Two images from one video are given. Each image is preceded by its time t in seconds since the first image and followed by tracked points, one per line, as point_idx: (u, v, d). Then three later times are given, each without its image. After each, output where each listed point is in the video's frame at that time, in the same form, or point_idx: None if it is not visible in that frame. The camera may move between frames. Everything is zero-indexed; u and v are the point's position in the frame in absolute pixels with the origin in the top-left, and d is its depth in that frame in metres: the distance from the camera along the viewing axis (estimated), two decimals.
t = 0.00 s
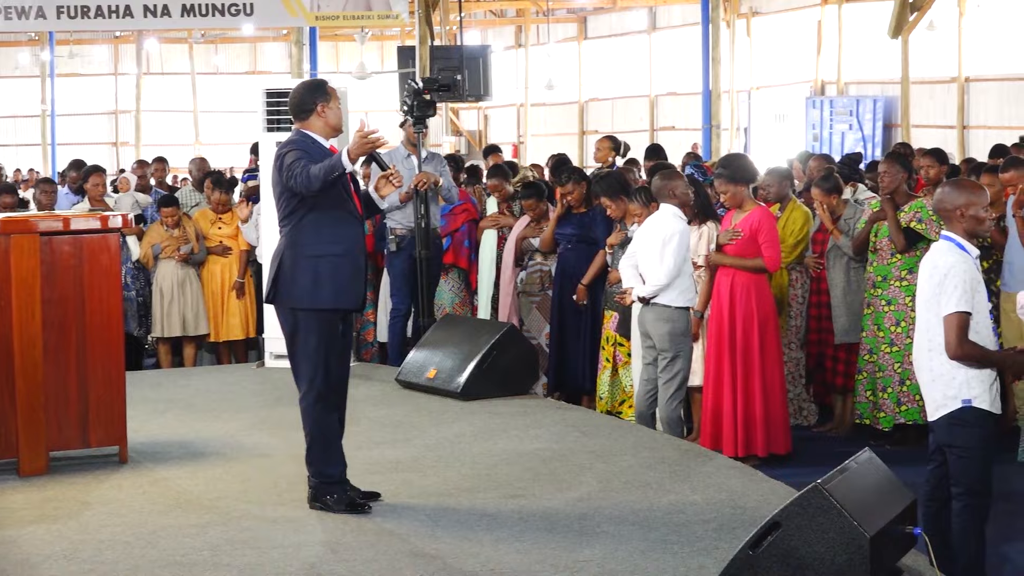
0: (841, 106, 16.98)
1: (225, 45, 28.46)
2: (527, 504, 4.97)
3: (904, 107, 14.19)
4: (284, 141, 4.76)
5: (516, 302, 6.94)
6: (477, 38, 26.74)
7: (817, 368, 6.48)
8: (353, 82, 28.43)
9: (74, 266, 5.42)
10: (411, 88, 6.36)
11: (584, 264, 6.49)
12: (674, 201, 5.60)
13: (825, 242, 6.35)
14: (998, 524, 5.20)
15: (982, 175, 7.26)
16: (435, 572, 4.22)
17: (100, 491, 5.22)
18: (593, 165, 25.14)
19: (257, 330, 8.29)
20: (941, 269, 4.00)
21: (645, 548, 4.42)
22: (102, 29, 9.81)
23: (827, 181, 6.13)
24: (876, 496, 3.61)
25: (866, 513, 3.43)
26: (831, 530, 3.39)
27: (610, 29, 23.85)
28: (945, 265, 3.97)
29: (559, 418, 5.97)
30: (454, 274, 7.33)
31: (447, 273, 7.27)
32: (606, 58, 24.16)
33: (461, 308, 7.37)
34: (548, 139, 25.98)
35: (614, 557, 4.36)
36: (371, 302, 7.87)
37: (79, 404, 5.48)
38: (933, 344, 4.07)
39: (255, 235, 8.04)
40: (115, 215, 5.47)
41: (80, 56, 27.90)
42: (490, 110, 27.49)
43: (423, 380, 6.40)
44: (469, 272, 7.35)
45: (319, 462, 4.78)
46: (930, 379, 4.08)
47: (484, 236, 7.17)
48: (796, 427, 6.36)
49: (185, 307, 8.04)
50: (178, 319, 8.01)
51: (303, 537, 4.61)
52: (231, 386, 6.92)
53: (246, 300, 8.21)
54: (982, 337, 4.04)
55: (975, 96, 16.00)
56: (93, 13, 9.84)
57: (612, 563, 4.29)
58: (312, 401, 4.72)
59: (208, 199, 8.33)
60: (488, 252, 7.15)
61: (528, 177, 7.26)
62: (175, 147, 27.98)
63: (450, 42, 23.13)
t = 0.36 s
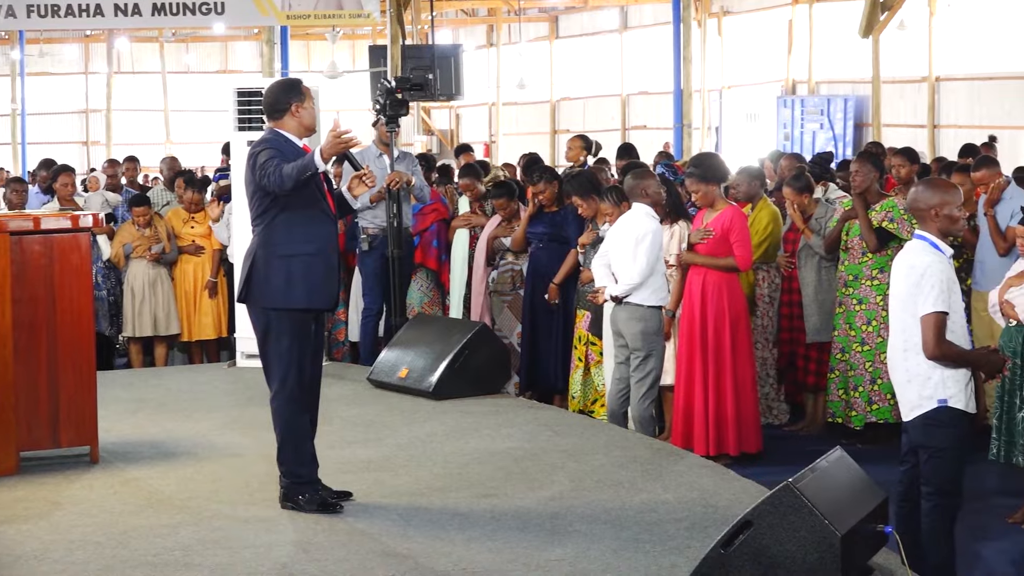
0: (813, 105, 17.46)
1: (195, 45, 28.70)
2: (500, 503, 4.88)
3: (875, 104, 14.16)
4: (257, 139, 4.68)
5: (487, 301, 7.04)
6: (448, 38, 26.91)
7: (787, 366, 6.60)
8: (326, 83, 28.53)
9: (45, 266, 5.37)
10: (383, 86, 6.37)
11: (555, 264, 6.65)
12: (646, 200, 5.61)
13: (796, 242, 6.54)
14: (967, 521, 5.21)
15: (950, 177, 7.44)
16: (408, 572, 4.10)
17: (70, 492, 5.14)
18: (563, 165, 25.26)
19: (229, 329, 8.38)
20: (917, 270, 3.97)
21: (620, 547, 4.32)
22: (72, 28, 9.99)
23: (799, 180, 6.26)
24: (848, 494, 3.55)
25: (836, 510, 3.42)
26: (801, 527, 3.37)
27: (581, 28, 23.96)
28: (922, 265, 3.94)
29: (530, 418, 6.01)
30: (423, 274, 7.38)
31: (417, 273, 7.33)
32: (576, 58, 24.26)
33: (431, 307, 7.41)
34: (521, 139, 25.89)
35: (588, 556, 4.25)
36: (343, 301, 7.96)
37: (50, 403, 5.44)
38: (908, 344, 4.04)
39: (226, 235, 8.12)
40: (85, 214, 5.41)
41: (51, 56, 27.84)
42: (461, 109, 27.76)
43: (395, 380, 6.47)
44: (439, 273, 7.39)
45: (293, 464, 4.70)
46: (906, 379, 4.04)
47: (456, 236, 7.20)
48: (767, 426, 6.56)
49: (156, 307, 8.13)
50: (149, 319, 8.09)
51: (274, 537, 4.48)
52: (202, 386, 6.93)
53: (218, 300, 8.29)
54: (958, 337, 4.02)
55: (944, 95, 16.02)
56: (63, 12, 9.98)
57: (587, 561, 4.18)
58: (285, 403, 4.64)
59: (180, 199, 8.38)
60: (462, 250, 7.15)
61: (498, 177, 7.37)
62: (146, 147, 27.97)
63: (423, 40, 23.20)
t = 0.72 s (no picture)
0: (799, 105, 17.38)
1: (182, 45, 28.68)
2: (487, 503, 4.87)
3: (861, 105, 14.14)
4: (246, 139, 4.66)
5: (474, 301, 7.08)
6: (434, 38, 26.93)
7: (774, 366, 6.64)
8: (313, 83, 28.54)
9: (30, 266, 5.29)
10: (369, 86, 6.39)
11: (542, 263, 6.68)
12: (633, 200, 5.61)
13: (782, 242, 6.57)
14: (953, 521, 5.22)
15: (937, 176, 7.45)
16: (394, 572, 4.09)
17: (56, 492, 5.12)
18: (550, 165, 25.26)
19: (215, 330, 8.39)
20: (907, 270, 3.95)
21: (605, 547, 4.32)
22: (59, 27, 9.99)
23: (786, 180, 6.25)
24: (836, 494, 3.53)
25: (824, 511, 3.39)
26: (787, 526, 3.35)
27: (568, 28, 23.95)
28: (912, 266, 3.91)
29: (517, 418, 6.01)
30: (406, 276, 7.42)
31: (400, 275, 7.38)
32: (563, 58, 24.27)
33: (412, 309, 7.44)
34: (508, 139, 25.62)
35: (573, 555, 4.24)
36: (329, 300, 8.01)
37: (36, 402, 5.36)
38: (897, 345, 4.02)
39: (212, 236, 8.11)
40: (72, 215, 5.34)
41: (36, 56, 27.79)
42: (448, 109, 27.79)
43: (381, 380, 6.48)
44: (422, 276, 7.43)
45: (280, 464, 4.69)
46: (896, 380, 4.02)
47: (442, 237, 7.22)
48: (755, 426, 6.60)
49: (143, 307, 8.13)
50: (135, 320, 8.10)
51: (261, 538, 4.47)
52: (188, 387, 6.92)
53: (205, 300, 8.29)
54: (947, 338, 4.01)
55: (930, 96, 16.03)
56: (49, 12, 9.98)
57: (572, 561, 4.18)
58: (272, 403, 4.63)
59: (167, 200, 8.39)
60: (447, 253, 7.17)
61: (484, 177, 7.40)
62: (133, 147, 27.93)
63: (410, 40, 23.16)
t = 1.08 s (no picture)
0: (797, 105, 17.39)
1: (181, 45, 28.67)
2: (486, 503, 4.87)
3: (861, 105, 14.13)
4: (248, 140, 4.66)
5: (474, 301, 7.08)
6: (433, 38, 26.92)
7: (774, 366, 6.64)
8: (312, 82, 28.53)
9: (30, 266, 5.29)
10: (369, 86, 6.39)
11: (542, 263, 6.68)
12: (633, 200, 5.61)
13: (782, 241, 6.57)
14: (953, 521, 5.21)
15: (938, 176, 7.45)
16: (394, 572, 4.08)
17: (56, 492, 5.12)
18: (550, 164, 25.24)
19: (214, 330, 8.39)
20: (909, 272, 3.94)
21: (604, 546, 4.32)
22: (58, 27, 10.00)
23: (786, 180, 6.25)
24: (835, 494, 3.53)
25: (823, 511, 3.39)
26: (786, 526, 3.35)
27: (567, 28, 23.95)
28: (915, 267, 3.91)
29: (517, 418, 6.01)
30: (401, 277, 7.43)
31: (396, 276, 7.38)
32: (562, 57, 24.26)
33: (408, 310, 7.46)
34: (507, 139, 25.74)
35: (573, 555, 4.24)
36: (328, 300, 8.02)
37: (36, 403, 5.36)
38: (899, 346, 4.01)
39: (211, 235, 8.11)
40: (71, 214, 5.34)
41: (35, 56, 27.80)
42: (448, 109, 27.77)
43: (381, 379, 6.48)
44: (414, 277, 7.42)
45: (280, 463, 4.68)
46: (897, 381, 4.02)
47: (440, 236, 7.24)
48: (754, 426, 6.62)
49: (142, 307, 8.14)
50: (135, 319, 8.11)
51: (260, 537, 4.47)
52: (187, 387, 6.92)
53: (204, 300, 8.29)
54: (948, 339, 4.02)
55: (930, 95, 16.02)
56: (49, 12, 9.99)
57: (572, 561, 4.18)
58: (272, 403, 4.62)
59: (166, 200, 8.39)
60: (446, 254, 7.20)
61: (484, 176, 7.39)
62: (132, 147, 27.94)
63: (409, 39, 23.16)
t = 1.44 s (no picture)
0: (796, 105, 17.44)
1: (181, 45, 28.69)
2: (485, 503, 4.87)
3: (859, 105, 14.15)
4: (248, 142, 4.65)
5: (473, 301, 7.09)
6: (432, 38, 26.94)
7: (773, 366, 6.64)
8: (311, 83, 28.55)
9: (29, 266, 5.29)
10: (368, 86, 6.39)
11: (541, 263, 6.69)
12: (633, 200, 5.62)
13: (781, 242, 6.57)
14: (952, 521, 5.21)
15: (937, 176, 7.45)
16: (392, 572, 4.08)
17: (55, 492, 5.12)
18: (549, 164, 25.25)
19: (213, 330, 8.39)
20: (911, 272, 3.94)
21: (603, 546, 4.33)
22: (57, 27, 10.00)
23: (785, 180, 6.25)
24: (834, 495, 3.53)
25: (823, 511, 3.39)
26: (786, 526, 3.35)
27: (566, 28, 23.95)
28: (916, 268, 3.91)
29: (516, 418, 6.01)
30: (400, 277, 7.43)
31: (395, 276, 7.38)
32: (561, 57, 24.27)
33: (408, 310, 7.46)
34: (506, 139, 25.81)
35: (572, 555, 4.25)
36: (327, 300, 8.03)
37: (35, 402, 5.36)
38: (900, 346, 4.01)
39: (210, 235, 8.11)
40: (70, 214, 5.34)
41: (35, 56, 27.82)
42: (447, 110, 27.78)
43: (380, 379, 6.48)
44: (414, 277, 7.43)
45: (280, 464, 4.68)
46: (897, 382, 4.02)
47: (439, 236, 7.31)
48: (753, 426, 6.63)
49: (141, 307, 8.14)
50: (134, 319, 8.11)
51: (259, 537, 4.47)
52: (187, 386, 6.92)
53: (202, 300, 8.28)
54: (948, 340, 4.02)
55: (929, 96, 16.04)
56: (48, 12, 10.00)
57: (571, 560, 4.18)
58: (271, 403, 4.62)
59: (165, 199, 8.39)
60: (446, 253, 7.28)
61: (483, 175, 7.39)
62: (131, 147, 27.97)
63: (408, 40, 23.16)
